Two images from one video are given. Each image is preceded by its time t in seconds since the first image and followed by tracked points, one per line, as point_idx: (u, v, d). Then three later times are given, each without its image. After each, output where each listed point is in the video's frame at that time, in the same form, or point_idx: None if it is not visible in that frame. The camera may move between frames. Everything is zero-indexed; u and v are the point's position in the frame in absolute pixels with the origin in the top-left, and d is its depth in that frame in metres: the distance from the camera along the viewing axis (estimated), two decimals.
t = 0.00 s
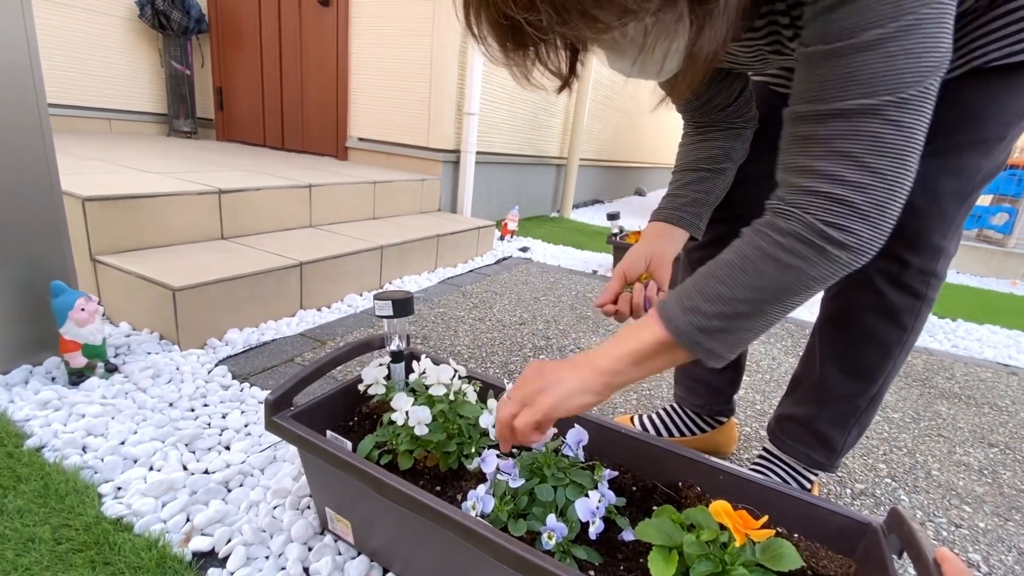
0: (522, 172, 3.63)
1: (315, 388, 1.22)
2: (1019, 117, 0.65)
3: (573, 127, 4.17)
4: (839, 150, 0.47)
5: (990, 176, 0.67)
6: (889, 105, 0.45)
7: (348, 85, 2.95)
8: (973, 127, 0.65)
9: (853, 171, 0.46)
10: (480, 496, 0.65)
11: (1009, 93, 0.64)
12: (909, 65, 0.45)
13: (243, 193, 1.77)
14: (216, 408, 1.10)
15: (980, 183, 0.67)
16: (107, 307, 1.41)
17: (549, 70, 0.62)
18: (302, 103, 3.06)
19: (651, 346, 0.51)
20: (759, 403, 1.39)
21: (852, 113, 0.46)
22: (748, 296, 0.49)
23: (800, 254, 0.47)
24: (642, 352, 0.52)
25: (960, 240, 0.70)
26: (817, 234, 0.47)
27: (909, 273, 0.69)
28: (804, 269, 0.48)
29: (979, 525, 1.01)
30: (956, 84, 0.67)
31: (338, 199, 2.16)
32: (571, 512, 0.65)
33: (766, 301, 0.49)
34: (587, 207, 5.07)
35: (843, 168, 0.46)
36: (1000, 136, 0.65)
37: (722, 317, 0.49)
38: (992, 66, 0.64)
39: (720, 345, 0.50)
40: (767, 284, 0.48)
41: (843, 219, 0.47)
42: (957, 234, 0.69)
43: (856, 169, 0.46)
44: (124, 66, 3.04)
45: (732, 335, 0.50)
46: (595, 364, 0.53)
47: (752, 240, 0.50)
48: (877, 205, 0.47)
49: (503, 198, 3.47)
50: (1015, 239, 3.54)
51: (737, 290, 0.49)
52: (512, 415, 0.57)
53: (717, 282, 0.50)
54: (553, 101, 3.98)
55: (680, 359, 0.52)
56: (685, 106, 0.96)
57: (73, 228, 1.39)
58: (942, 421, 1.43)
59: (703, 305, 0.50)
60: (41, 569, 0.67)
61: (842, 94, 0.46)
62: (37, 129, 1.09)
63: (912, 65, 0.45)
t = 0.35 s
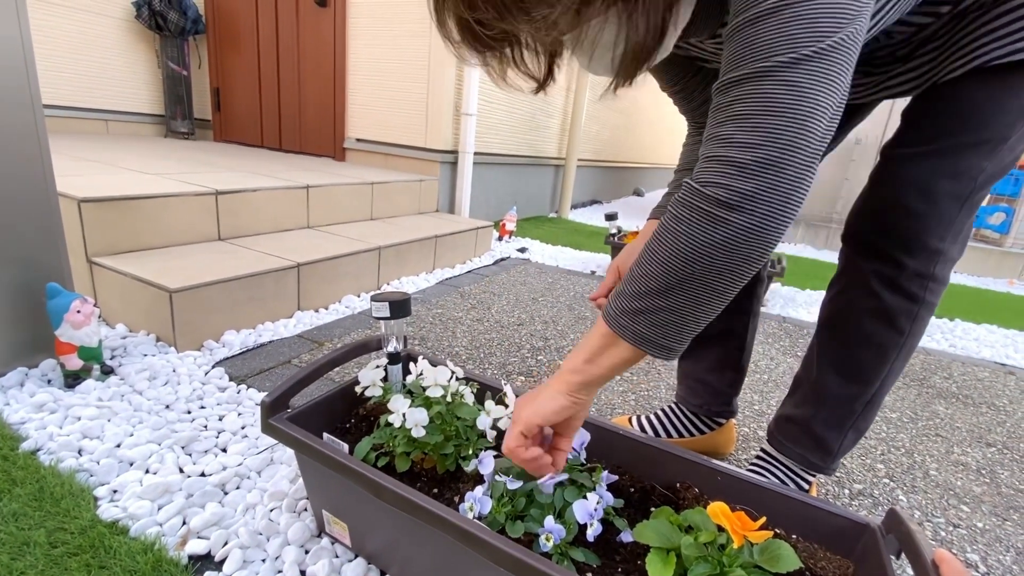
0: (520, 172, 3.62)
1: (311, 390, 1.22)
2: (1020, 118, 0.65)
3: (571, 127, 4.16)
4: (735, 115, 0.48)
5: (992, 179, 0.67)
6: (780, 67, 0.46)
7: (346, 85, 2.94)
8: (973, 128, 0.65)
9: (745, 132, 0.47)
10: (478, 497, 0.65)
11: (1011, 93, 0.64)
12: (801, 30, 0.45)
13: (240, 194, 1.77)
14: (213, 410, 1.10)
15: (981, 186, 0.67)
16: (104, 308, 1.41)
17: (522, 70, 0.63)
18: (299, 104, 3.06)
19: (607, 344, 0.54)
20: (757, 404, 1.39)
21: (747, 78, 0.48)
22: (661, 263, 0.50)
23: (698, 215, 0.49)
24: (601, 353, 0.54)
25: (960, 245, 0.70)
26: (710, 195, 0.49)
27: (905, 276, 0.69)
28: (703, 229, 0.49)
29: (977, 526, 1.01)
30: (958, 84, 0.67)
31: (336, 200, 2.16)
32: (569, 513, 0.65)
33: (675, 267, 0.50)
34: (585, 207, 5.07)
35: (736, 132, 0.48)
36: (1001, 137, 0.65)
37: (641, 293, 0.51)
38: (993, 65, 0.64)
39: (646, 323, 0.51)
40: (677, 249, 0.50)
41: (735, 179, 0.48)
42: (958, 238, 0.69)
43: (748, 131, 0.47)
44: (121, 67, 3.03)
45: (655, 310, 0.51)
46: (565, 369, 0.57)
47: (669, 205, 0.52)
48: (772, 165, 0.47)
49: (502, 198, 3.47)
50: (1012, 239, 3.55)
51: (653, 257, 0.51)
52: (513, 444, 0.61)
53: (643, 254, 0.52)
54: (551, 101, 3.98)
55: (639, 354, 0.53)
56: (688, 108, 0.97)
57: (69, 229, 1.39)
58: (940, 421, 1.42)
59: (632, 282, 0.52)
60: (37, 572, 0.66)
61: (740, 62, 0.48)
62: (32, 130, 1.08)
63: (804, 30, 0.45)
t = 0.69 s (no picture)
0: (518, 173, 3.62)
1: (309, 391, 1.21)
2: (1015, 116, 0.65)
3: (570, 127, 4.16)
4: (711, 122, 0.49)
5: (988, 177, 0.67)
6: (750, 77, 0.47)
7: (344, 86, 2.94)
8: (965, 126, 0.65)
9: (719, 139, 0.48)
10: (476, 503, 0.66)
11: (1006, 92, 0.64)
12: (772, 41, 0.46)
13: (238, 195, 1.76)
14: (210, 412, 1.10)
15: (977, 184, 0.66)
16: (101, 310, 1.40)
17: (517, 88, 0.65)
18: (297, 105, 3.05)
19: (595, 355, 0.53)
20: (756, 404, 1.39)
21: (720, 87, 0.48)
22: (644, 267, 0.50)
23: (678, 219, 0.49)
24: (588, 366, 0.54)
25: (956, 243, 0.70)
26: (688, 200, 0.49)
27: (899, 276, 0.69)
28: (683, 233, 0.49)
29: (976, 525, 1.00)
30: (951, 82, 0.67)
31: (334, 201, 2.15)
32: (567, 515, 0.64)
33: (654, 271, 0.50)
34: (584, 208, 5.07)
35: (711, 139, 0.48)
36: (996, 135, 0.65)
37: (622, 296, 0.51)
38: (988, 61, 0.64)
39: (629, 329, 0.51)
40: (659, 253, 0.50)
41: (712, 184, 0.48)
42: (953, 237, 0.68)
43: (721, 137, 0.48)
44: (118, 67, 3.03)
45: (641, 315, 0.51)
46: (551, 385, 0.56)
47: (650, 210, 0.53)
48: (747, 170, 0.47)
49: (500, 199, 3.46)
50: (1010, 238, 3.55)
51: (635, 261, 0.51)
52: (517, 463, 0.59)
53: (622, 260, 0.52)
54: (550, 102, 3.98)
55: (628, 360, 0.53)
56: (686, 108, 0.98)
57: (66, 230, 1.38)
58: (938, 420, 1.42)
59: (615, 290, 0.51)
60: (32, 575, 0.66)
61: (713, 73, 0.49)
62: (29, 131, 1.08)
63: (772, 42, 0.46)
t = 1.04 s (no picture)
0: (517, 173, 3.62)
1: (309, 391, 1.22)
2: (1008, 115, 0.65)
3: (569, 128, 4.16)
4: (908, 108, 0.52)
5: (979, 176, 0.67)
6: (921, 60, 0.50)
7: (343, 87, 2.94)
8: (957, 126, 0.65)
9: (932, 120, 0.51)
10: (475, 500, 0.65)
11: (999, 92, 0.64)
12: (940, 25, 0.50)
13: (238, 197, 1.76)
14: (210, 413, 1.10)
15: (970, 183, 0.67)
16: (100, 311, 1.40)
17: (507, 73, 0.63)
18: (296, 106, 3.05)
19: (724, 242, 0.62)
20: (755, 404, 1.39)
21: (913, 76, 0.50)
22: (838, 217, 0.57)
23: (889, 184, 0.54)
24: (717, 247, 0.62)
25: (949, 242, 0.70)
26: (896, 169, 0.54)
27: (894, 275, 0.69)
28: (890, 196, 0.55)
29: (974, 524, 1.01)
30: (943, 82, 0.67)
31: (333, 202, 2.15)
32: (566, 514, 0.65)
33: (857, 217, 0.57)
34: (583, 208, 5.07)
35: (914, 123, 0.52)
36: (988, 134, 0.65)
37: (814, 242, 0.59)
38: (980, 61, 0.65)
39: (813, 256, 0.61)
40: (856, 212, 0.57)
41: (920, 150, 0.53)
42: (947, 235, 0.69)
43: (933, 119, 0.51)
44: (117, 69, 3.03)
45: (820, 239, 0.59)
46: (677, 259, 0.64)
47: (830, 178, 0.57)
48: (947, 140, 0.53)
49: (500, 199, 3.47)
50: (1008, 237, 3.56)
51: (824, 213, 0.57)
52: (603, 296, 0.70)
53: (808, 213, 0.58)
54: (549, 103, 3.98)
55: (753, 252, 0.62)
56: (681, 107, 0.97)
57: (66, 232, 1.38)
58: (937, 420, 1.43)
59: (796, 220, 0.58)
60: None
61: (885, 61, 0.50)
62: (29, 132, 1.08)
63: (928, 20, 0.49)
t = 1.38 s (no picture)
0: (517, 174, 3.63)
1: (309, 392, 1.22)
2: (996, 111, 0.65)
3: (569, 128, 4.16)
4: (829, 138, 0.44)
5: (968, 173, 0.67)
6: (852, 84, 0.43)
7: (343, 88, 2.94)
8: (944, 123, 0.65)
9: (864, 153, 0.43)
10: (475, 500, 0.65)
11: (987, 89, 0.64)
12: (872, 52, 0.43)
13: (238, 198, 1.76)
14: (211, 414, 1.10)
15: (958, 180, 0.67)
16: (101, 312, 1.41)
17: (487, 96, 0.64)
18: (296, 107, 3.06)
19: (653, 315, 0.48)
20: (755, 404, 1.39)
21: (835, 104, 0.43)
22: (763, 275, 0.46)
23: (813, 230, 0.45)
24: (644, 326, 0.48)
25: (938, 241, 0.70)
26: (822, 210, 0.44)
27: (884, 275, 0.70)
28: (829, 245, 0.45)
29: (974, 524, 1.01)
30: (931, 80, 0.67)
31: (333, 202, 2.16)
32: (568, 514, 0.65)
33: (778, 275, 0.46)
34: (584, 209, 5.07)
35: (845, 154, 0.44)
36: (976, 131, 0.65)
37: (735, 306, 0.47)
38: (961, 58, 0.65)
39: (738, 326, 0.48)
40: (782, 270, 0.46)
41: (848, 190, 0.44)
42: (937, 234, 0.69)
43: (865, 152, 0.43)
44: (118, 70, 3.03)
45: (749, 306, 0.47)
46: (597, 335, 0.48)
47: (756, 223, 0.47)
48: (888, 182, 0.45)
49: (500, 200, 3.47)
50: (1008, 238, 3.57)
51: (755, 268, 0.46)
52: (510, 385, 0.51)
53: (725, 267, 0.47)
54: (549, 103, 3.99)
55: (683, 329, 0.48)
56: (667, 111, 0.97)
57: (66, 233, 1.38)
58: (937, 420, 1.43)
59: (726, 280, 0.46)
60: None
61: (811, 85, 0.43)
62: (30, 133, 1.08)
63: (861, 43, 0.43)
